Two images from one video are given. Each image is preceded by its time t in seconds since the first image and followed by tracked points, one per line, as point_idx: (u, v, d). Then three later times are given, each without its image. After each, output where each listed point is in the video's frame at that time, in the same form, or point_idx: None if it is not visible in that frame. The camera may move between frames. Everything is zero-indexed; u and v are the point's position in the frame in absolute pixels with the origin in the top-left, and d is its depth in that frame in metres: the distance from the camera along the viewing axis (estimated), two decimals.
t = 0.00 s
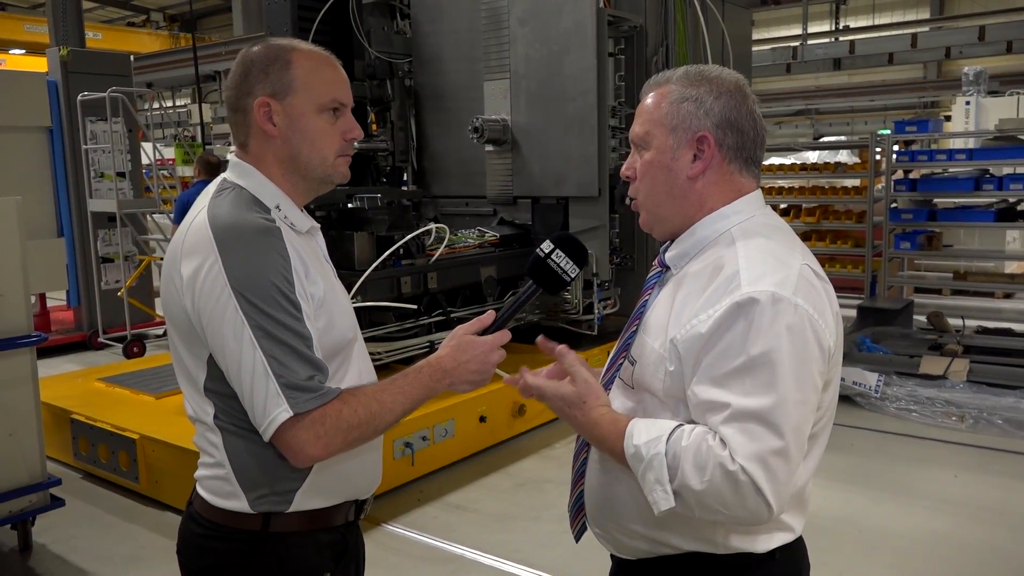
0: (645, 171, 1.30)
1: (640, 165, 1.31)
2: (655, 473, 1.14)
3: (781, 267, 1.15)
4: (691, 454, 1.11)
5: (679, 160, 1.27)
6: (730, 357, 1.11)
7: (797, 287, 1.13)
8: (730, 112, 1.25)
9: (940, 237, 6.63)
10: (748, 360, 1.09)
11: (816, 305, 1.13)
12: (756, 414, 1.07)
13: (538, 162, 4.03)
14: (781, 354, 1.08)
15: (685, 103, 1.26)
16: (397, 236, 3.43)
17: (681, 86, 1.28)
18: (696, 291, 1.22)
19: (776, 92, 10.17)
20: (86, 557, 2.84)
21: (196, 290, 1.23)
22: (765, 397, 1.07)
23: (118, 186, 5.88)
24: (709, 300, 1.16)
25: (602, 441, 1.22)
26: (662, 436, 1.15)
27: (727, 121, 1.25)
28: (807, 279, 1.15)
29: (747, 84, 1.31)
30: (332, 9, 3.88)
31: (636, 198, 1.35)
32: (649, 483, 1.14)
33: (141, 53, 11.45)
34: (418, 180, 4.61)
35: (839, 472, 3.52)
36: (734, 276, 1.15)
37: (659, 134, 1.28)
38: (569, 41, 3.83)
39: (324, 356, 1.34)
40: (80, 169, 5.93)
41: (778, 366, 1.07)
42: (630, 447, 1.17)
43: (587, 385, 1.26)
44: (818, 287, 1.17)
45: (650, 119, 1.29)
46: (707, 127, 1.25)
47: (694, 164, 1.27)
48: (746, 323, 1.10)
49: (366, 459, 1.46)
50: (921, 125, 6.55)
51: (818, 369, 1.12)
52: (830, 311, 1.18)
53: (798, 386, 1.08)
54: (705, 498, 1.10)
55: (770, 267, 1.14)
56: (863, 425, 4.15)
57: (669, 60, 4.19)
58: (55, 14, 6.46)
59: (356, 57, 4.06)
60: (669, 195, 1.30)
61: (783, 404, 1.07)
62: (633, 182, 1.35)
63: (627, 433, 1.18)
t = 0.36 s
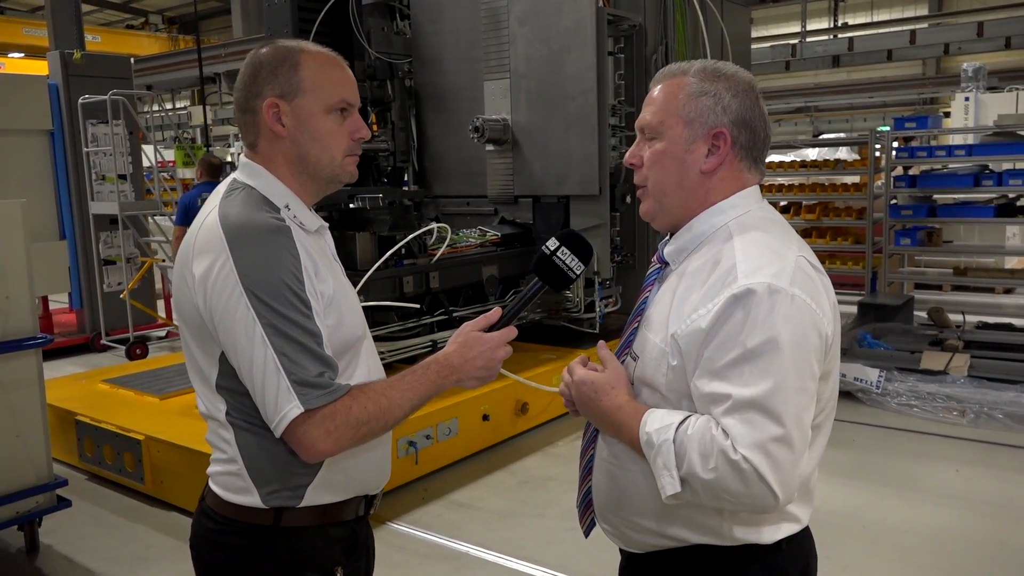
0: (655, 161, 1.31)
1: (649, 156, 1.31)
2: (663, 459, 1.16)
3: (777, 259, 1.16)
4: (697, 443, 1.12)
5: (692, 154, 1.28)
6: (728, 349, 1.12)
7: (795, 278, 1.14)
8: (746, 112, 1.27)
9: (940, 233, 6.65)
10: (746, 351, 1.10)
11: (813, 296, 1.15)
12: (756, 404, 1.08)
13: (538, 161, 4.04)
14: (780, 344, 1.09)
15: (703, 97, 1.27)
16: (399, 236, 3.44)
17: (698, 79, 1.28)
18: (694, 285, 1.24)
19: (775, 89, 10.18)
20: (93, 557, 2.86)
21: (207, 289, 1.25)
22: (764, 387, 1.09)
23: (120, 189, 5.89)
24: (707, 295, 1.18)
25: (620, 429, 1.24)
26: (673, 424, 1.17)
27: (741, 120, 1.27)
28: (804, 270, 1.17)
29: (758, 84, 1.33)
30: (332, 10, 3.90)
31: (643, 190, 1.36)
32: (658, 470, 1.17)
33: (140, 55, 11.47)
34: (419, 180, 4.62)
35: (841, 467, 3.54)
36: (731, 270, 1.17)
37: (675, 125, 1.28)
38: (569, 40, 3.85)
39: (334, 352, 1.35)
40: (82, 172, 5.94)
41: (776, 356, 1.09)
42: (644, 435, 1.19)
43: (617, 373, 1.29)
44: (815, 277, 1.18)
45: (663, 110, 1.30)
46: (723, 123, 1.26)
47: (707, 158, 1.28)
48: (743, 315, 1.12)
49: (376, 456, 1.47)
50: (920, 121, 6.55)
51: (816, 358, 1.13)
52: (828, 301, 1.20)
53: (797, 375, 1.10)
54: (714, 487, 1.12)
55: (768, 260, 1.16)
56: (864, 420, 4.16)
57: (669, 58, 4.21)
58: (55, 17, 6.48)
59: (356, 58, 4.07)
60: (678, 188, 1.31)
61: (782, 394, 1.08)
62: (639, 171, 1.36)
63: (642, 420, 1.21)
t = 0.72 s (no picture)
0: (660, 168, 1.33)
1: (653, 164, 1.33)
2: (672, 456, 1.18)
3: (786, 261, 1.18)
4: (705, 440, 1.14)
5: (696, 159, 1.30)
6: (740, 349, 1.14)
7: (804, 279, 1.16)
8: (746, 116, 1.29)
9: (935, 234, 6.69)
10: (757, 350, 1.12)
11: (822, 297, 1.17)
12: (765, 401, 1.10)
13: (536, 164, 4.06)
14: (790, 343, 1.11)
15: (704, 103, 1.29)
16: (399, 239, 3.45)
17: (698, 86, 1.31)
18: (706, 287, 1.25)
19: (771, 92, 10.22)
20: (95, 560, 2.87)
21: (215, 292, 1.26)
22: (773, 385, 1.10)
23: (118, 193, 5.89)
24: (719, 296, 1.20)
25: (630, 425, 1.26)
26: (682, 420, 1.19)
27: (742, 124, 1.29)
28: (814, 272, 1.19)
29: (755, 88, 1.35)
30: (331, 15, 3.92)
31: (649, 196, 1.38)
32: (667, 466, 1.19)
33: (136, 59, 11.48)
34: (418, 184, 4.64)
35: (839, 468, 3.56)
36: (742, 273, 1.19)
37: (677, 132, 1.30)
38: (567, 44, 3.87)
39: (340, 353, 1.37)
40: (80, 177, 5.95)
41: (786, 355, 1.11)
42: (653, 432, 1.21)
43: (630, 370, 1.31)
44: (824, 279, 1.20)
45: (665, 118, 1.32)
46: (726, 128, 1.28)
47: (711, 163, 1.30)
48: (755, 316, 1.14)
49: (381, 457, 1.49)
50: (915, 123, 6.59)
51: (825, 359, 1.15)
52: (836, 304, 1.22)
53: (806, 374, 1.12)
54: (722, 484, 1.14)
55: (778, 262, 1.18)
56: (862, 421, 4.19)
57: (665, 62, 4.22)
58: (52, 21, 6.49)
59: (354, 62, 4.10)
60: (683, 193, 1.33)
61: (790, 392, 1.10)
62: (643, 178, 1.37)
63: (651, 418, 1.23)
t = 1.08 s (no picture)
0: (663, 170, 1.35)
1: (657, 166, 1.35)
2: (669, 456, 1.18)
3: (785, 264, 1.20)
4: (704, 440, 1.15)
5: (699, 163, 1.32)
6: (739, 352, 1.16)
7: (802, 283, 1.17)
8: (750, 121, 1.30)
9: (928, 237, 6.73)
10: (756, 354, 1.14)
11: (820, 301, 1.18)
12: (763, 404, 1.12)
13: (532, 168, 4.08)
14: (788, 348, 1.13)
15: (709, 108, 1.31)
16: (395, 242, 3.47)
17: (703, 91, 1.32)
18: (706, 289, 1.27)
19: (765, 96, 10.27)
20: (93, 564, 2.88)
21: (217, 294, 1.28)
22: (771, 389, 1.12)
23: (114, 197, 5.89)
24: (719, 298, 1.21)
25: (619, 420, 1.25)
26: (679, 421, 1.19)
27: (746, 129, 1.30)
28: (812, 276, 1.20)
29: (759, 94, 1.37)
30: (327, 19, 3.94)
31: (651, 198, 1.40)
32: (664, 466, 1.19)
33: (131, 64, 11.48)
34: (413, 187, 4.66)
35: (833, 468, 3.58)
36: (741, 276, 1.20)
37: (681, 136, 1.32)
38: (561, 48, 3.90)
39: (340, 355, 1.38)
40: (76, 181, 5.95)
41: (784, 358, 1.12)
42: (648, 430, 1.21)
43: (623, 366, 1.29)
44: (821, 283, 1.22)
45: (670, 121, 1.34)
46: (729, 133, 1.30)
47: (714, 167, 1.32)
48: (753, 320, 1.15)
49: (382, 457, 1.50)
50: (908, 127, 6.63)
51: (822, 362, 1.17)
52: (834, 307, 1.23)
53: (803, 378, 1.13)
54: (720, 486, 1.15)
55: (776, 266, 1.19)
56: (856, 422, 4.21)
57: (660, 67, 4.26)
58: (46, 26, 6.50)
59: (350, 65, 4.12)
60: (686, 195, 1.35)
61: (787, 396, 1.12)
62: (647, 180, 1.39)
63: (644, 416, 1.22)
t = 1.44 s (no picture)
0: (658, 163, 1.36)
1: (654, 158, 1.36)
2: (667, 468, 1.18)
3: (770, 264, 1.21)
4: (700, 447, 1.15)
5: (694, 161, 1.33)
6: (727, 352, 1.17)
7: (787, 282, 1.19)
8: (750, 126, 1.31)
9: (917, 236, 6.78)
10: (745, 354, 1.15)
11: (804, 297, 1.20)
12: (755, 406, 1.13)
13: (523, 168, 4.09)
14: (776, 348, 1.14)
15: (711, 107, 1.31)
16: (386, 243, 3.47)
17: (709, 89, 1.33)
18: (692, 288, 1.28)
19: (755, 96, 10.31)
20: (84, 566, 2.87)
21: (210, 298, 1.28)
22: (762, 390, 1.13)
23: (103, 199, 5.86)
24: (704, 298, 1.22)
25: (608, 438, 1.27)
26: (672, 431, 1.20)
27: (745, 133, 1.31)
28: (796, 274, 1.22)
29: (766, 99, 1.37)
30: (317, 20, 3.99)
31: (643, 189, 1.41)
32: (662, 478, 1.19)
33: (120, 64, 11.42)
34: (404, 188, 4.67)
35: (823, 466, 3.61)
36: (726, 276, 1.21)
37: (680, 131, 1.33)
38: (552, 49, 3.91)
39: (332, 357, 1.39)
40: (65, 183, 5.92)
41: (772, 358, 1.14)
42: (640, 445, 1.21)
43: (596, 384, 1.30)
44: (806, 279, 1.23)
45: (672, 116, 1.34)
46: (727, 135, 1.31)
47: (708, 167, 1.33)
48: (739, 319, 1.16)
49: (374, 457, 1.51)
50: (896, 126, 6.67)
51: (807, 359, 1.18)
52: (818, 301, 1.25)
53: (791, 377, 1.15)
54: (718, 490, 1.16)
55: (761, 265, 1.20)
56: (845, 421, 4.24)
57: (649, 67, 4.30)
58: (35, 26, 6.46)
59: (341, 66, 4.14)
60: (676, 191, 1.36)
61: (778, 396, 1.13)
62: (642, 169, 1.41)
63: (633, 431, 1.23)
